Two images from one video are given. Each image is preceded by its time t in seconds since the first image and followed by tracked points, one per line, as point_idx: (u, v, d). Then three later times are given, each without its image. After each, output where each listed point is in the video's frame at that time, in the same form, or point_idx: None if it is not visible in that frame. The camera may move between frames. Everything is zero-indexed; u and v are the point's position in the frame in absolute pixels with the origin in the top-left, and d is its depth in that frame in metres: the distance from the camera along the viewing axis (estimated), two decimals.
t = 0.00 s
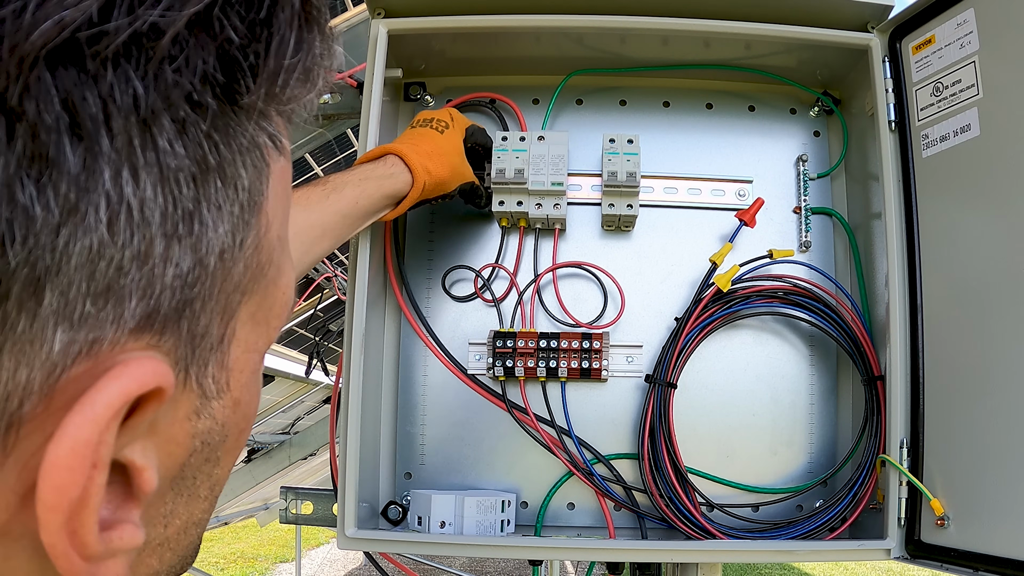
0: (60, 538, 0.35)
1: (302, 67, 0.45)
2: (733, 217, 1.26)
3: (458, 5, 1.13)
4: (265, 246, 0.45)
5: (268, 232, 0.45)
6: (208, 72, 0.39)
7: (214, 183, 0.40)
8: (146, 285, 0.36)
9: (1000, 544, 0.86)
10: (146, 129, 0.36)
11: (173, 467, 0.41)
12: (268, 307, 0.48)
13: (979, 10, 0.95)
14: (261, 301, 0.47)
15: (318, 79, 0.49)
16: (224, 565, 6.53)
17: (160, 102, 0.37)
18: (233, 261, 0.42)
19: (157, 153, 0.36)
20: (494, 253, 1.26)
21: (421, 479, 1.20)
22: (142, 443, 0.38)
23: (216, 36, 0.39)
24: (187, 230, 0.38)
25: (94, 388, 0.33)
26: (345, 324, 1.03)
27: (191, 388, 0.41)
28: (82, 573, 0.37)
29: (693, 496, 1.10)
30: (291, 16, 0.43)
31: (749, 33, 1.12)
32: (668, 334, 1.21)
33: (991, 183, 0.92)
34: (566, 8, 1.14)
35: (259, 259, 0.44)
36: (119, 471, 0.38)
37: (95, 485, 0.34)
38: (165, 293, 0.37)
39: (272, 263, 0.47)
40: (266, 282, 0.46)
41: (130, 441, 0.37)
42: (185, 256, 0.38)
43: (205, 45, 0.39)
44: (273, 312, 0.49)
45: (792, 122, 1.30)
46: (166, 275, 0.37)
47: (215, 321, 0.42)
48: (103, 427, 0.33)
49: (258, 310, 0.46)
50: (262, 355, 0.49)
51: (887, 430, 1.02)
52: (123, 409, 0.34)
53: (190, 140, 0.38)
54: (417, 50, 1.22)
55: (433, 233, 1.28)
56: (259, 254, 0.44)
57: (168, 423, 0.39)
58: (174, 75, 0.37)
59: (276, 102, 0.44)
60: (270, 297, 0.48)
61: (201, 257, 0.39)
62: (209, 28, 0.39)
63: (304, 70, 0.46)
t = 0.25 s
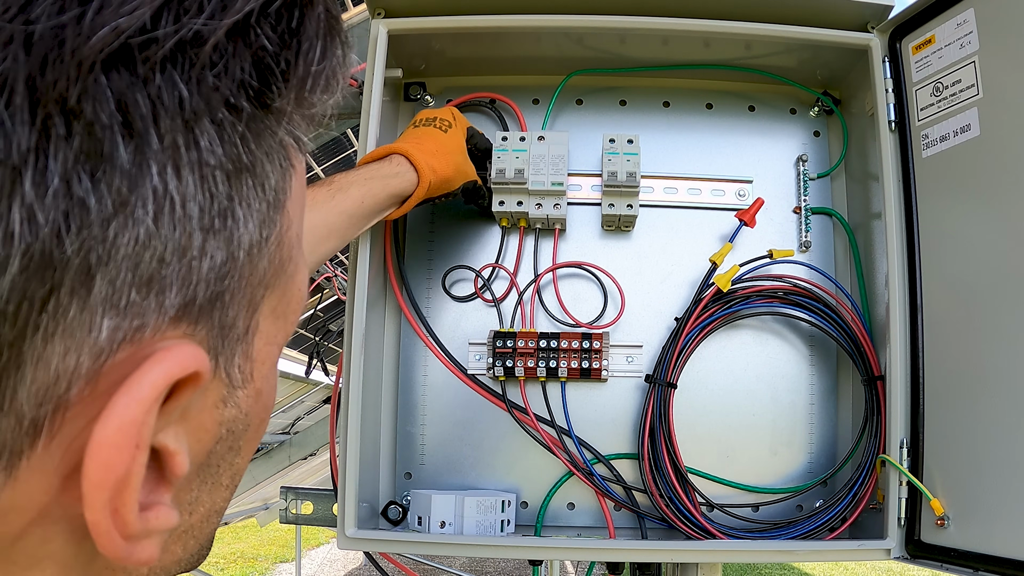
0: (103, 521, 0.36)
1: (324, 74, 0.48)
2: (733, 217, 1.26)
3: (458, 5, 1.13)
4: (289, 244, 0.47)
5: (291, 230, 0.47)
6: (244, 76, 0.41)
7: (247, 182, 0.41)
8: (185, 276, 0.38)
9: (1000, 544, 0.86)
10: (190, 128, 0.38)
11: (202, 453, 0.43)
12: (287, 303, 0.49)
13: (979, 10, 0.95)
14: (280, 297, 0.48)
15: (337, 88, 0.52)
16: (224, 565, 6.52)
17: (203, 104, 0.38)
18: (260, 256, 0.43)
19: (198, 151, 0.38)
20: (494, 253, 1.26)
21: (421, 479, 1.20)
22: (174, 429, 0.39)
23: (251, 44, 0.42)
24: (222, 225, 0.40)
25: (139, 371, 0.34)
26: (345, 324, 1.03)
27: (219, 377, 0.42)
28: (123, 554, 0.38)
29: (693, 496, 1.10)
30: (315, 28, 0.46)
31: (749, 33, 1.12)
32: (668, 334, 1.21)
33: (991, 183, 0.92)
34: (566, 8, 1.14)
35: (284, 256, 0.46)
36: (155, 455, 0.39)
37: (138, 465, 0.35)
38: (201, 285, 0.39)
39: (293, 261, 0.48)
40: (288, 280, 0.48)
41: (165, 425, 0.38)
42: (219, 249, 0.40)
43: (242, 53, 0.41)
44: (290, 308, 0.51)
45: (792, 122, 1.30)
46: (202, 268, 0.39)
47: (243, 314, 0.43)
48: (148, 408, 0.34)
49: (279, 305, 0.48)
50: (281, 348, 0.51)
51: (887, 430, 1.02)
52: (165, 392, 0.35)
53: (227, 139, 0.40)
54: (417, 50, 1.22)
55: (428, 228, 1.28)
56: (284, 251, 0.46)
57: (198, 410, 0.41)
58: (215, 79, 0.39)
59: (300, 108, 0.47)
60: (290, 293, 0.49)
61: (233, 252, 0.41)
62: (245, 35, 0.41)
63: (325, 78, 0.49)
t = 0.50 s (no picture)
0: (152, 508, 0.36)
1: (355, 88, 0.50)
2: (733, 217, 1.26)
3: (457, 5, 1.13)
4: (315, 247, 0.49)
5: (317, 234, 0.49)
6: (287, 91, 0.43)
7: (286, 189, 0.43)
8: (230, 275, 0.39)
9: (1000, 544, 0.86)
10: (239, 137, 0.39)
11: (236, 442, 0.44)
12: (308, 301, 0.51)
13: (979, 10, 0.95)
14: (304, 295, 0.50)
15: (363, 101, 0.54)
16: (224, 565, 6.52)
17: (252, 116, 0.40)
18: (293, 258, 0.45)
19: (245, 160, 0.40)
20: (494, 253, 1.26)
21: (421, 479, 1.20)
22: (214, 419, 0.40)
23: (296, 62, 0.43)
24: (262, 228, 0.41)
25: (190, 361, 0.35)
26: (345, 325, 1.03)
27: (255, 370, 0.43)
28: (167, 538, 0.39)
29: (693, 496, 1.10)
30: (349, 46, 0.48)
31: (749, 33, 1.12)
32: (668, 334, 1.21)
33: (991, 183, 0.92)
34: (566, 8, 1.14)
35: (310, 257, 0.48)
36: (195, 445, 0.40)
37: (188, 453, 0.36)
38: (241, 284, 0.40)
39: (317, 263, 0.50)
40: (312, 280, 0.50)
41: (208, 416, 0.39)
42: (259, 250, 0.41)
43: (287, 69, 0.43)
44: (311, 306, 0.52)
45: (791, 122, 1.30)
46: (244, 266, 0.40)
47: (275, 312, 0.45)
48: (199, 399, 0.35)
49: (303, 303, 0.50)
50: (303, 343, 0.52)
51: (887, 430, 1.02)
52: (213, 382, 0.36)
53: (270, 147, 0.42)
54: (417, 50, 1.22)
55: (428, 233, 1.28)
56: (311, 253, 0.48)
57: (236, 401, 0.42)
58: (264, 93, 0.41)
59: (333, 120, 0.49)
60: (311, 293, 0.51)
61: (272, 253, 0.42)
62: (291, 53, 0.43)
63: (355, 92, 0.51)
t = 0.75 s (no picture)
0: (115, 499, 0.38)
1: (313, 55, 0.49)
2: (733, 217, 1.26)
3: (458, 5, 1.13)
4: (280, 222, 0.49)
5: (282, 209, 0.49)
6: (235, 60, 0.42)
7: (241, 163, 0.43)
8: (185, 257, 0.39)
9: (1000, 544, 0.86)
10: (182, 112, 0.39)
11: (206, 431, 0.45)
12: (281, 279, 0.51)
13: (979, 10, 0.95)
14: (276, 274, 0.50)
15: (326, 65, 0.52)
16: (224, 565, 6.52)
17: (195, 89, 0.39)
18: (256, 235, 0.45)
19: (193, 135, 0.39)
20: (495, 253, 1.26)
21: (421, 479, 1.20)
22: (180, 408, 0.41)
23: (241, 29, 0.42)
24: (217, 206, 0.41)
25: (144, 352, 0.36)
26: (345, 325, 1.03)
27: (221, 355, 0.44)
28: (135, 531, 0.40)
29: (693, 496, 1.10)
30: (304, 8, 0.47)
31: (750, 33, 1.12)
32: (668, 334, 1.21)
33: (991, 182, 0.92)
34: (566, 8, 1.14)
35: (276, 233, 0.48)
36: (162, 435, 0.41)
37: (146, 444, 0.37)
38: (200, 265, 0.40)
39: (287, 237, 0.50)
40: (281, 256, 0.50)
41: (170, 404, 0.40)
42: (216, 230, 0.41)
43: (231, 38, 0.42)
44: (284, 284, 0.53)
45: (792, 122, 1.30)
46: (201, 248, 0.40)
47: (241, 292, 0.45)
48: (154, 391, 0.36)
49: (274, 281, 0.50)
50: (278, 325, 0.53)
51: (887, 430, 1.02)
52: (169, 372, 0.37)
53: (220, 122, 0.41)
54: (417, 50, 1.22)
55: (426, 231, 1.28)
56: (276, 229, 0.48)
57: (202, 389, 0.43)
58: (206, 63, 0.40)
59: (293, 88, 0.48)
60: (284, 270, 0.51)
61: (230, 232, 0.42)
62: (234, 20, 0.42)
63: (315, 56, 0.49)
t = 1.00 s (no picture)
0: (45, 470, 0.36)
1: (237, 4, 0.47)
2: (733, 217, 1.26)
3: (458, 5, 1.13)
4: (221, 184, 0.47)
5: (223, 170, 0.47)
6: (144, 16, 0.42)
7: (162, 121, 0.42)
8: (106, 221, 0.38)
9: (1001, 545, 0.86)
10: (90, 72, 0.39)
11: (154, 403, 0.42)
12: (231, 244, 0.49)
13: (979, 10, 0.95)
14: (223, 236, 0.48)
15: (257, 18, 0.51)
16: (224, 565, 6.52)
17: (101, 47, 0.39)
18: (191, 197, 0.44)
19: (101, 94, 0.39)
20: (495, 253, 1.26)
21: (420, 479, 1.20)
22: (118, 377, 0.39)
23: None
24: (140, 167, 0.40)
25: (64, 315, 0.34)
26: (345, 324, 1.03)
27: (162, 322, 0.42)
28: (73, 504, 0.38)
29: (693, 496, 1.10)
30: None
31: (750, 33, 1.12)
32: (668, 334, 1.21)
33: (991, 182, 0.92)
34: (566, 8, 1.14)
35: (217, 196, 0.46)
36: (100, 405, 0.40)
37: (73, 412, 0.35)
38: (126, 229, 0.39)
39: (232, 201, 0.48)
40: (227, 220, 0.48)
41: (105, 374, 0.38)
42: (141, 191, 0.40)
43: None
44: (236, 250, 0.51)
45: (791, 122, 1.30)
46: (124, 210, 0.39)
47: (179, 257, 0.43)
48: (75, 353, 0.34)
49: (222, 246, 0.48)
50: (232, 292, 0.50)
51: (887, 430, 1.02)
52: (93, 338, 0.35)
53: (134, 82, 0.41)
54: (417, 50, 1.22)
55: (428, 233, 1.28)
56: (215, 191, 0.46)
57: (142, 356, 0.41)
58: (111, 20, 0.40)
59: (215, 43, 0.47)
60: (234, 235, 0.49)
61: (157, 193, 0.41)
62: None
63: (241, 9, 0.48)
